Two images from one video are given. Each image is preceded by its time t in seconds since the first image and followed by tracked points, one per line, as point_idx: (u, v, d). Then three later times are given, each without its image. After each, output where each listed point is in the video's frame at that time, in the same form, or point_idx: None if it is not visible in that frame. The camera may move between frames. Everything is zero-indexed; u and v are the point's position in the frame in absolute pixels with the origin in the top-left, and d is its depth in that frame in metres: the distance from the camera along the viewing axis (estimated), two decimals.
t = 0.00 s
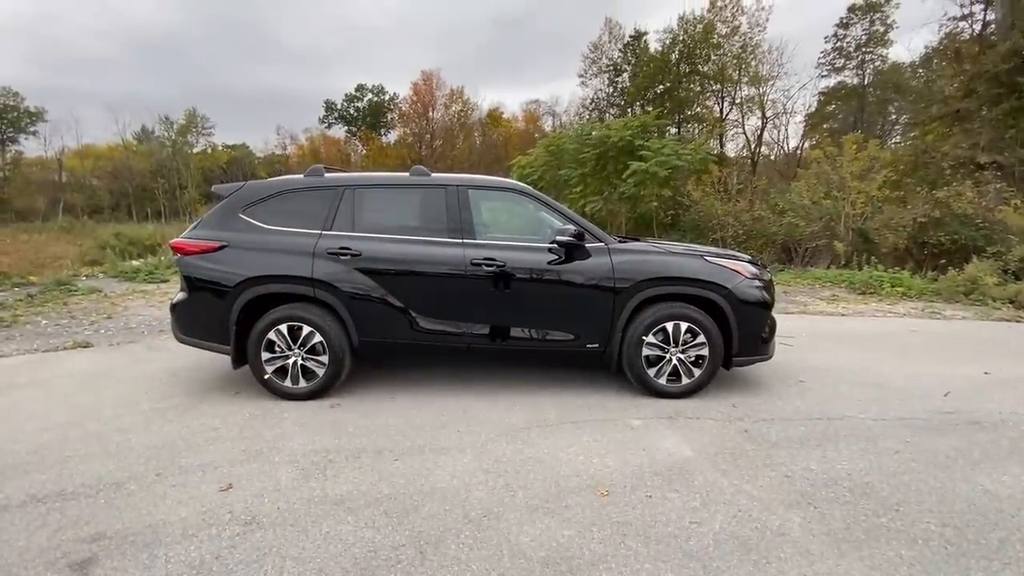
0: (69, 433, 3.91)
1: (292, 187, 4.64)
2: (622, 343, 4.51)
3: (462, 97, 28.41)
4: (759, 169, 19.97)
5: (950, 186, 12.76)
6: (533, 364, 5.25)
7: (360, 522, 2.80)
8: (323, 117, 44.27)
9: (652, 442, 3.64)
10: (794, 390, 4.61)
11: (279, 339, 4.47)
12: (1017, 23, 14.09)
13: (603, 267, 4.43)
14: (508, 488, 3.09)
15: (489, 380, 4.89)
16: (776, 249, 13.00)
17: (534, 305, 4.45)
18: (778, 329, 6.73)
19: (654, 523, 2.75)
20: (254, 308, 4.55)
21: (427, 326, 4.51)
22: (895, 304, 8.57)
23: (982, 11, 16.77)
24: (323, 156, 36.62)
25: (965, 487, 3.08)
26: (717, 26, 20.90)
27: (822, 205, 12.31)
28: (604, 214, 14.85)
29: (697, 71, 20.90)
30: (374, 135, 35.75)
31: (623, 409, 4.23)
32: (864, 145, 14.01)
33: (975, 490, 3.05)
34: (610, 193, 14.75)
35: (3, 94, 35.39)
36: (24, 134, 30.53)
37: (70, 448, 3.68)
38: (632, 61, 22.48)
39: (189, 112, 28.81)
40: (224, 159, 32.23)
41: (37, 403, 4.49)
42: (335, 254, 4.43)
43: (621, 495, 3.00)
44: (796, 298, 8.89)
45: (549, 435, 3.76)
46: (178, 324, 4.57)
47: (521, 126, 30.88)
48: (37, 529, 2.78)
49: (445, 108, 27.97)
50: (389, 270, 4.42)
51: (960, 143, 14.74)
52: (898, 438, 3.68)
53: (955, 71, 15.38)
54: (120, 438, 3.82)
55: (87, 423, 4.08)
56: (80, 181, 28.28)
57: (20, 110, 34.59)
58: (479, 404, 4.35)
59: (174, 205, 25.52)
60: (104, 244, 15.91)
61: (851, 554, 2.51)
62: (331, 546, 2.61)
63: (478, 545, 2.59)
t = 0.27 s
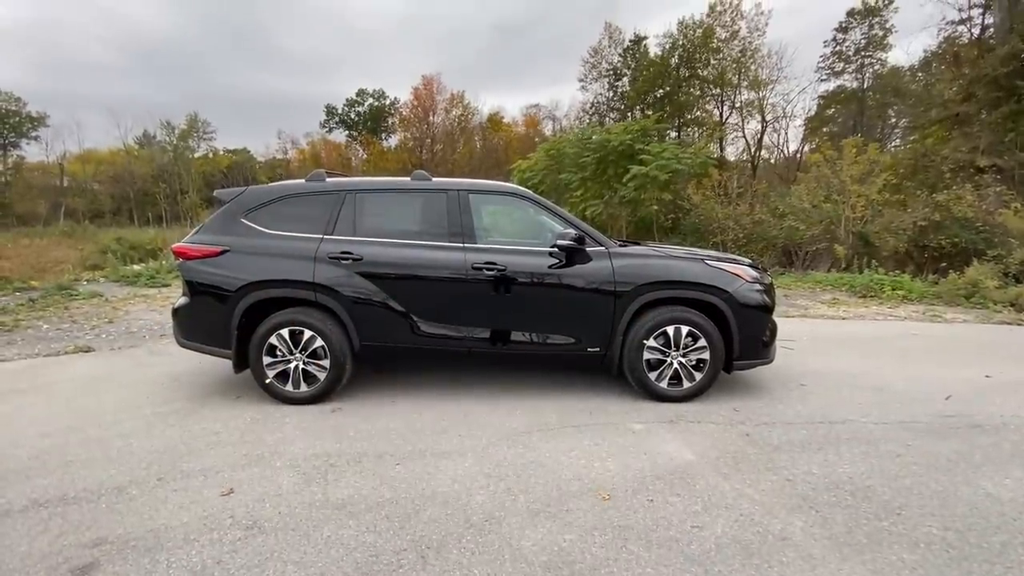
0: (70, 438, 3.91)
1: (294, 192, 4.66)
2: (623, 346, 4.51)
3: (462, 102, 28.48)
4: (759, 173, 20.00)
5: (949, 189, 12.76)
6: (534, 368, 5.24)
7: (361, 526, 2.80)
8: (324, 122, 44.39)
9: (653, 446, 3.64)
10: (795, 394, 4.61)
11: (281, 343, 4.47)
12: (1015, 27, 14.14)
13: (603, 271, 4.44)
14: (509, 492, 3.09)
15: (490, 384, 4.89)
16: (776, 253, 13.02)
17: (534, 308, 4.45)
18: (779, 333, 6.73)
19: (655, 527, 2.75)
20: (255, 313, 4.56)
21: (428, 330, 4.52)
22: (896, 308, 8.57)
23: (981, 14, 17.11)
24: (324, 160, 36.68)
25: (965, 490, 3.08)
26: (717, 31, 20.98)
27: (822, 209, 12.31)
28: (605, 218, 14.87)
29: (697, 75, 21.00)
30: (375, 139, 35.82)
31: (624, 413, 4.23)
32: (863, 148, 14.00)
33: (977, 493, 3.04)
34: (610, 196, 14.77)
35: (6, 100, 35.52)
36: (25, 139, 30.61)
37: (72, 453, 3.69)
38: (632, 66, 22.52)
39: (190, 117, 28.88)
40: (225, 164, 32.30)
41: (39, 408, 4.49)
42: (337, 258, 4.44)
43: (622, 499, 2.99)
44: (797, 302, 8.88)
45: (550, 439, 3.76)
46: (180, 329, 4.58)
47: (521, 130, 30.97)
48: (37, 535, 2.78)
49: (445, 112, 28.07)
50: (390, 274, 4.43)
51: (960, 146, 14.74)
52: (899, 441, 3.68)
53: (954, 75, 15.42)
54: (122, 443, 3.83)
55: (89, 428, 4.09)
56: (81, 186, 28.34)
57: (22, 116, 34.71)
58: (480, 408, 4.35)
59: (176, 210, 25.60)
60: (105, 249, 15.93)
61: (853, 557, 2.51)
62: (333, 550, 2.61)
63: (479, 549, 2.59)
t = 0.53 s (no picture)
0: (73, 444, 3.91)
1: (296, 198, 4.66)
2: (625, 351, 4.50)
3: (463, 108, 28.56)
4: (760, 177, 20.03)
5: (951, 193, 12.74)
6: (537, 373, 5.23)
7: (363, 533, 2.79)
8: (326, 128, 44.55)
9: (656, 451, 3.62)
10: (799, 398, 4.59)
11: (283, 349, 4.47)
12: (1015, 31, 14.16)
13: (605, 276, 4.43)
14: (512, 498, 3.08)
15: (492, 390, 4.88)
16: (778, 258, 13.03)
17: (537, 313, 4.45)
18: (782, 337, 6.72)
19: (659, 533, 2.73)
20: (258, 318, 4.56)
21: (430, 335, 4.52)
22: (899, 312, 8.55)
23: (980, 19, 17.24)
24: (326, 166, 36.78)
25: (971, 495, 3.06)
26: (717, 36, 21.06)
27: (823, 213, 12.28)
28: (606, 223, 14.91)
29: (697, 80, 21.06)
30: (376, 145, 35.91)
31: (627, 418, 4.22)
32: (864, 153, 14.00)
33: (983, 499, 3.02)
34: (611, 201, 14.78)
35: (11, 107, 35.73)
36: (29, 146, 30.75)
37: (74, 459, 3.69)
38: (632, 71, 22.58)
39: (193, 124, 29.02)
40: (228, 170, 32.41)
41: (42, 414, 4.49)
42: (339, 263, 4.44)
43: (625, 505, 2.98)
44: (799, 306, 8.87)
45: (553, 445, 3.75)
46: (183, 334, 4.58)
47: (522, 136, 31.06)
48: (40, 541, 2.78)
49: (446, 118, 28.17)
50: (393, 280, 4.43)
51: (961, 150, 14.70)
52: (903, 447, 3.66)
53: (954, 79, 15.44)
54: (124, 449, 3.82)
55: (92, 433, 4.09)
56: (85, 193, 28.45)
57: (26, 123, 34.90)
58: (482, 413, 4.34)
59: (178, 216, 25.70)
60: (108, 255, 15.97)
61: (858, 563, 2.50)
62: (335, 556, 2.60)
63: (481, 556, 2.58)
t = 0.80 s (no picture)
0: (77, 452, 3.91)
1: (300, 206, 4.67)
2: (630, 359, 4.48)
3: (466, 115, 28.66)
4: (763, 183, 20.02)
5: (956, 198, 12.69)
6: (541, 381, 5.21)
7: (366, 542, 2.77)
8: (330, 136, 44.77)
9: (661, 460, 3.60)
10: (805, 406, 4.56)
11: (287, 357, 4.46)
12: (1018, 36, 14.14)
13: (609, 283, 4.42)
14: (516, 508, 3.05)
15: (496, 397, 4.86)
16: (781, 263, 13.05)
17: (540, 321, 4.44)
18: (787, 344, 6.68)
19: (664, 543, 2.70)
20: (262, 326, 4.56)
21: (434, 343, 4.51)
22: (904, 318, 8.50)
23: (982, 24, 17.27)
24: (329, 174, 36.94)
25: (981, 504, 3.02)
26: (719, 43, 21.12)
27: (827, 218, 12.15)
28: (609, 229, 14.92)
29: (699, 87, 21.14)
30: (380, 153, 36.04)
31: (631, 426, 4.19)
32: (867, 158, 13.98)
33: (992, 508, 2.99)
34: (614, 208, 14.78)
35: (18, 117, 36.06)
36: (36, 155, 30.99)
37: (78, 467, 3.68)
38: (634, 78, 22.62)
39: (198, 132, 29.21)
40: (233, 178, 32.56)
41: (46, 422, 4.49)
42: (343, 271, 4.44)
43: (630, 514, 2.96)
44: (804, 312, 8.84)
45: (557, 453, 3.73)
46: (187, 342, 4.58)
47: (525, 143, 31.16)
48: (43, 550, 2.77)
49: (449, 126, 28.29)
50: (396, 287, 4.43)
51: (965, 155, 14.58)
52: (911, 455, 3.62)
53: (957, 84, 15.42)
54: (127, 457, 3.81)
55: (96, 442, 4.08)
56: (91, 201, 28.62)
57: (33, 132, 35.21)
58: (486, 421, 4.32)
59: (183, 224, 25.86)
60: (114, 263, 16.05)
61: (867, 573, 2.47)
62: (338, 566, 2.58)
63: (486, 566, 2.56)
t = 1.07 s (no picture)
0: (83, 458, 3.91)
1: (305, 213, 4.68)
2: (635, 365, 4.46)
3: (470, 122, 28.75)
4: (768, 188, 19.97)
5: (962, 202, 12.62)
6: (545, 387, 5.19)
7: (369, 550, 2.75)
8: (336, 143, 44.98)
9: (667, 467, 3.56)
10: (812, 412, 4.52)
11: (292, 363, 4.46)
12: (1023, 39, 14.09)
13: (613, 288, 4.40)
14: (520, 515, 3.03)
15: (501, 404, 4.84)
16: (787, 268, 13.02)
17: (545, 326, 4.42)
18: (794, 349, 6.64)
19: (671, 551, 2.67)
20: (267, 332, 4.56)
21: (438, 349, 4.49)
22: (912, 323, 8.44)
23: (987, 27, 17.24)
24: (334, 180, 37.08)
25: (992, 513, 2.98)
26: (722, 48, 21.14)
27: (833, 223, 12.09)
28: (614, 234, 14.92)
29: (703, 91, 21.16)
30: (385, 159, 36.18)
31: (636, 432, 4.16)
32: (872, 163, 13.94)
33: (1004, 516, 2.94)
34: (618, 213, 14.79)
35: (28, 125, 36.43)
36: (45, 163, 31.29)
37: (84, 473, 3.68)
38: (638, 84, 22.63)
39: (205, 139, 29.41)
40: (239, 184, 32.73)
41: (52, 428, 4.50)
42: (347, 277, 4.44)
43: (636, 522, 2.93)
44: (810, 317, 8.79)
45: (562, 460, 3.70)
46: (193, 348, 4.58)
47: (529, 149, 31.21)
48: (48, 557, 2.76)
49: (454, 132, 28.39)
50: (401, 293, 4.42)
51: (972, 159, 14.46)
52: (920, 462, 3.58)
53: (963, 88, 15.37)
54: (133, 463, 3.81)
55: (102, 448, 4.08)
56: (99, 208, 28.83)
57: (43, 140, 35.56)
58: (490, 428, 4.29)
59: (190, 230, 26.01)
60: (121, 269, 16.15)
61: None
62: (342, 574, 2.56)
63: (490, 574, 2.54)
